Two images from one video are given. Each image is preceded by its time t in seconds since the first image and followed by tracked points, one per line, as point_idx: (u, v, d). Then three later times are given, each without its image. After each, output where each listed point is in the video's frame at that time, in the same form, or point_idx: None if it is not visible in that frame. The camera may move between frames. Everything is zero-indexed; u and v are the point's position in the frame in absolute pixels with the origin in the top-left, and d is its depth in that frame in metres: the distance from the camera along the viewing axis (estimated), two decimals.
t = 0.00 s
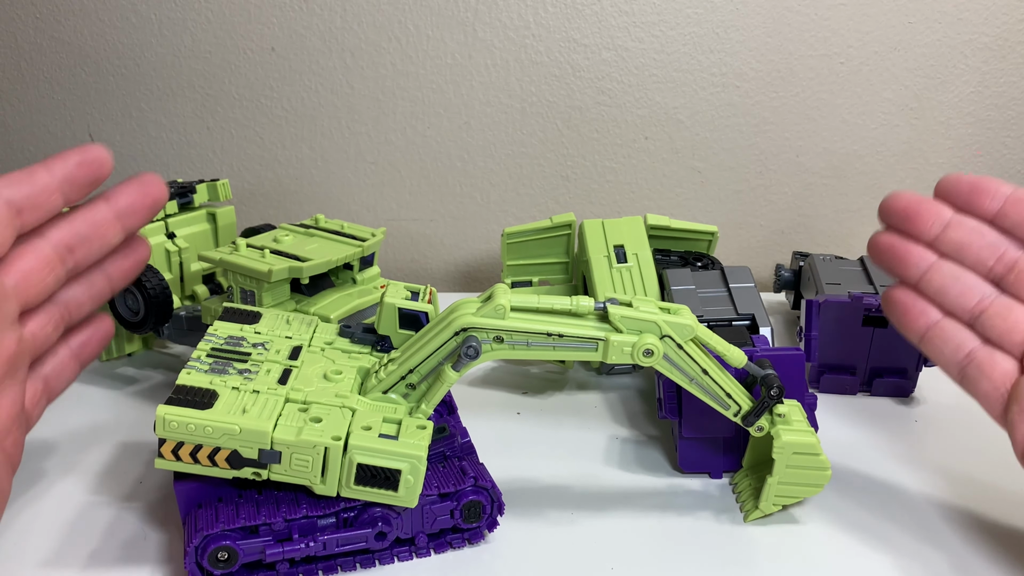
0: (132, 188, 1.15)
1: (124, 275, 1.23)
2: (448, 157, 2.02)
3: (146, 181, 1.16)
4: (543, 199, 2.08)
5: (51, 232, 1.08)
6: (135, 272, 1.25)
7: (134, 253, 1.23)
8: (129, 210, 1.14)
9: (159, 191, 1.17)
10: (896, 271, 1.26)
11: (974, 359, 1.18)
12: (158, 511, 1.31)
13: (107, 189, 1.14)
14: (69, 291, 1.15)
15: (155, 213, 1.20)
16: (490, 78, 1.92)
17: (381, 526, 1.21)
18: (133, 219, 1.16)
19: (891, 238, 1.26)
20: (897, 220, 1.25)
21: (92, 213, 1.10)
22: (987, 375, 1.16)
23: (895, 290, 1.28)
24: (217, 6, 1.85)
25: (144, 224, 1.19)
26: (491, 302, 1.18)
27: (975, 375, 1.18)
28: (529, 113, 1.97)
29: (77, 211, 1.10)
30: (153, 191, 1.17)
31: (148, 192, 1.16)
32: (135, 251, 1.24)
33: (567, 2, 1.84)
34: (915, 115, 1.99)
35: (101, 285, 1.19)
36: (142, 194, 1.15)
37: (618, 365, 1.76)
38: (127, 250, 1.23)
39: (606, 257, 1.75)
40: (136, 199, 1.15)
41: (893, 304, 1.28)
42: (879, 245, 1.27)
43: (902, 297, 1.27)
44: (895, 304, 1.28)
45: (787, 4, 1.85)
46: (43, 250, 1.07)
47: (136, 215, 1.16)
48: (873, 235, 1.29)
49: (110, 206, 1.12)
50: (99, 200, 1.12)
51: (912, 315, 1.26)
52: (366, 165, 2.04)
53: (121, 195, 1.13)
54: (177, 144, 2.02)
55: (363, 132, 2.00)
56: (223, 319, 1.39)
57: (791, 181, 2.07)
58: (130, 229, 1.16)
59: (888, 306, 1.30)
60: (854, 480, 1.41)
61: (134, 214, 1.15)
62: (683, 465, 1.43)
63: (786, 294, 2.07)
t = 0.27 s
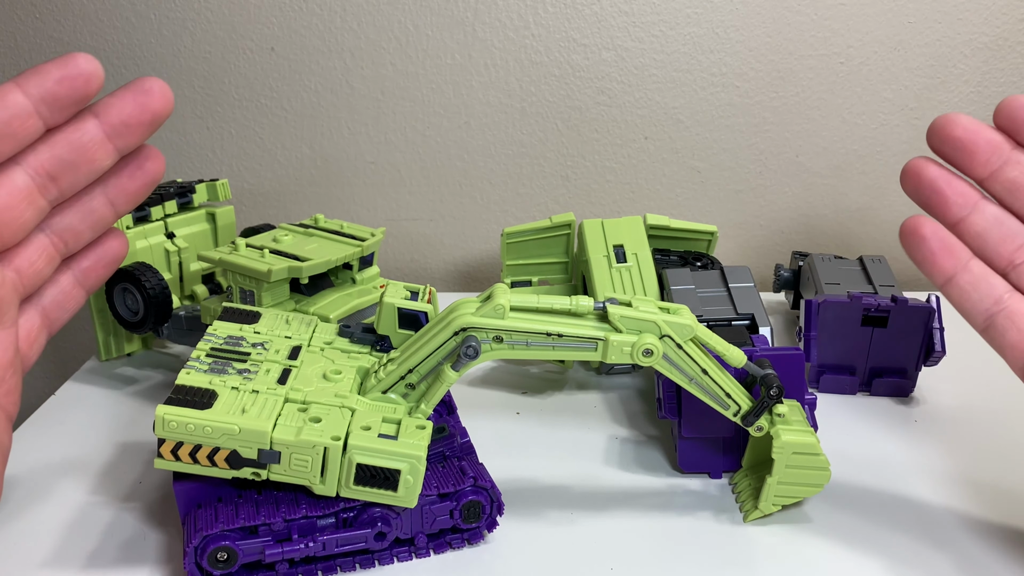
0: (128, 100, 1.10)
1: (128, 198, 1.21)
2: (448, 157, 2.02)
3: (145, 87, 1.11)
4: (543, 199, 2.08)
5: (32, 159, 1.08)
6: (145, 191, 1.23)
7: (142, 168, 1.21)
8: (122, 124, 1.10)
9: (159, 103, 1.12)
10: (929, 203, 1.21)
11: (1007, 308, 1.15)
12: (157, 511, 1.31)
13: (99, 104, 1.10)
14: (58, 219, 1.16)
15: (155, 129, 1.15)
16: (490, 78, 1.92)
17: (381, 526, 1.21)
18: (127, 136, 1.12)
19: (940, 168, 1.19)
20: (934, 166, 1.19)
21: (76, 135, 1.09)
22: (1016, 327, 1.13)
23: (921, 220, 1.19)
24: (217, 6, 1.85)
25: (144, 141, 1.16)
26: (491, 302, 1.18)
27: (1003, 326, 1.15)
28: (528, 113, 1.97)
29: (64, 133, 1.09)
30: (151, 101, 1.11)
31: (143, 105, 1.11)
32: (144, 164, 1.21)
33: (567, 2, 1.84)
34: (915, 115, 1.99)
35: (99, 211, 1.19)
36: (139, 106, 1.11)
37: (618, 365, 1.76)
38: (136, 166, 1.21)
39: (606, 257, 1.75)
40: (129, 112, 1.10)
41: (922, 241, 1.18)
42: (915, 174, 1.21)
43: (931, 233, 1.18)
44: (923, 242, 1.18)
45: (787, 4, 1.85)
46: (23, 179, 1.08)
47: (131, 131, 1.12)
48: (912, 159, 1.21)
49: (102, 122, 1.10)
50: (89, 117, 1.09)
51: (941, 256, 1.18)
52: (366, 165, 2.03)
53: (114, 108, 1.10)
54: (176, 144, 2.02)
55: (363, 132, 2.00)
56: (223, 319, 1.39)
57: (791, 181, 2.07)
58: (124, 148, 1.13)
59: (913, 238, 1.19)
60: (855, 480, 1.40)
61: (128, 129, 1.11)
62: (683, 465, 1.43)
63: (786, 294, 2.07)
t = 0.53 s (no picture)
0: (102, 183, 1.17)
1: (114, 327, 1.45)
2: (448, 157, 2.02)
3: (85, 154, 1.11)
4: (543, 199, 2.08)
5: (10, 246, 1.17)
6: (134, 266, 1.44)
7: (127, 303, 1.48)
8: (111, 260, 1.40)
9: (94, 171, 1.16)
10: (888, 323, 1.39)
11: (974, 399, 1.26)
12: (158, 511, 1.31)
13: (96, 243, 1.40)
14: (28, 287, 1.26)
15: (137, 265, 1.45)
16: (491, 78, 1.92)
17: (381, 526, 1.21)
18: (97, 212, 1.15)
19: (882, 288, 1.39)
20: (896, 295, 1.38)
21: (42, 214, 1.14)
22: (988, 417, 1.24)
23: (887, 333, 1.38)
24: (216, 6, 1.85)
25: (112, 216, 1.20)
26: (491, 302, 1.18)
27: (975, 417, 1.26)
28: (528, 113, 1.97)
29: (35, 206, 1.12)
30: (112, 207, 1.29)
31: (131, 247, 1.43)
32: (130, 302, 1.49)
33: (567, 1, 1.84)
34: (915, 115, 1.99)
35: (87, 332, 1.40)
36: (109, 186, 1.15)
37: (618, 365, 1.76)
38: (121, 302, 1.47)
39: (606, 257, 1.75)
40: (120, 252, 1.41)
41: (886, 349, 1.37)
42: (868, 297, 1.42)
43: (896, 342, 1.36)
44: (888, 349, 1.36)
45: (787, 4, 1.85)
46: None
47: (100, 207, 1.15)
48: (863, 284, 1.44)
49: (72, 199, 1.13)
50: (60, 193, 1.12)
51: (907, 359, 1.34)
52: (366, 165, 2.04)
53: (106, 247, 1.40)
54: (176, 144, 2.02)
55: (363, 132, 2.00)
56: (223, 319, 1.39)
57: (791, 182, 2.07)
58: (112, 278, 1.41)
59: (880, 349, 1.39)
60: (855, 481, 1.40)
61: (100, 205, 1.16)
62: (683, 465, 1.43)
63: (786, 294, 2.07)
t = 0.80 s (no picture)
0: (135, 231, 1.27)
1: (126, 314, 1.36)
2: (448, 157, 2.02)
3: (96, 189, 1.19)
4: (543, 199, 2.08)
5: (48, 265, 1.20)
6: (145, 310, 1.40)
7: (140, 292, 1.39)
8: (128, 275, 1.37)
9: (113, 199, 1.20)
10: (882, 341, 1.32)
11: (974, 413, 1.25)
12: (158, 511, 1.31)
13: (109, 230, 1.27)
14: (65, 322, 1.27)
15: (153, 254, 1.31)
16: (491, 78, 1.92)
17: (381, 526, 1.21)
18: (128, 259, 1.28)
19: (878, 307, 1.30)
20: (882, 308, 1.30)
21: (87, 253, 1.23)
22: (986, 430, 1.24)
23: (880, 351, 1.32)
24: (216, 6, 1.85)
25: (143, 263, 1.31)
26: (491, 302, 1.18)
27: (975, 431, 1.25)
28: (528, 113, 1.97)
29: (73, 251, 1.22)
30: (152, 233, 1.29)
31: (147, 235, 1.28)
32: (142, 291, 1.40)
33: (567, 1, 1.84)
34: (915, 114, 1.99)
35: (98, 321, 1.31)
36: (143, 235, 1.28)
37: (618, 365, 1.76)
38: (132, 290, 1.38)
39: (606, 257, 1.75)
40: (135, 240, 1.27)
41: (883, 370, 1.31)
42: (859, 310, 1.32)
43: (891, 360, 1.30)
44: (884, 369, 1.31)
45: (787, 4, 1.85)
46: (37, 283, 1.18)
47: (131, 255, 1.28)
48: (857, 299, 1.33)
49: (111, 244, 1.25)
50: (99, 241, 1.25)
51: (902, 379, 1.29)
52: (366, 166, 2.04)
53: (122, 236, 1.26)
54: (176, 144, 2.02)
55: (363, 132, 2.00)
56: (223, 319, 1.39)
57: (791, 182, 2.07)
58: (124, 267, 1.28)
59: (875, 368, 1.32)
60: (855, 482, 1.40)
61: (131, 253, 1.27)
62: (683, 465, 1.43)
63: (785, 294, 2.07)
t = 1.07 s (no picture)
0: (144, 271, 1.41)
1: (132, 358, 1.42)
2: (448, 157, 2.02)
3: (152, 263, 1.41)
4: (543, 199, 2.08)
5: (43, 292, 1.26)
6: (156, 292, 1.43)
7: (148, 335, 1.45)
8: (133, 287, 1.39)
9: (167, 275, 1.43)
10: (891, 362, 1.38)
11: (970, 437, 1.27)
12: (158, 511, 1.31)
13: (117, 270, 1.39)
14: (68, 360, 1.33)
15: (157, 294, 1.44)
16: (491, 78, 1.92)
17: (381, 527, 1.21)
18: (135, 298, 1.40)
19: (883, 327, 1.38)
20: (888, 331, 1.38)
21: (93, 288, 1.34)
22: (983, 452, 1.26)
23: (872, 382, 1.34)
24: (216, 6, 1.85)
25: (150, 301, 1.44)
26: (491, 302, 1.18)
27: (973, 453, 1.27)
28: (528, 113, 1.97)
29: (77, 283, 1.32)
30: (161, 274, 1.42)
31: (153, 275, 1.41)
32: (149, 333, 1.46)
33: (567, 2, 1.84)
34: (915, 115, 1.99)
35: (104, 359, 1.37)
36: (150, 276, 1.41)
37: (618, 365, 1.76)
38: (140, 334, 1.44)
39: (606, 257, 1.75)
40: (141, 279, 1.40)
41: (873, 403, 1.32)
42: (869, 334, 1.40)
43: (881, 392, 1.32)
44: (874, 401, 1.32)
45: (787, 4, 1.85)
46: (40, 312, 1.27)
47: (139, 294, 1.40)
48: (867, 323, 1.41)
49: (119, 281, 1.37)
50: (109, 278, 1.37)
51: (896, 412, 1.31)
52: (366, 166, 2.04)
53: (128, 274, 1.39)
54: (176, 144, 2.02)
55: (363, 132, 2.00)
56: (223, 319, 1.39)
57: (791, 182, 2.07)
58: (130, 306, 1.39)
59: (864, 400, 1.34)
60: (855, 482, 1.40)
61: (138, 291, 1.40)
62: (683, 465, 1.43)
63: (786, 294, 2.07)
